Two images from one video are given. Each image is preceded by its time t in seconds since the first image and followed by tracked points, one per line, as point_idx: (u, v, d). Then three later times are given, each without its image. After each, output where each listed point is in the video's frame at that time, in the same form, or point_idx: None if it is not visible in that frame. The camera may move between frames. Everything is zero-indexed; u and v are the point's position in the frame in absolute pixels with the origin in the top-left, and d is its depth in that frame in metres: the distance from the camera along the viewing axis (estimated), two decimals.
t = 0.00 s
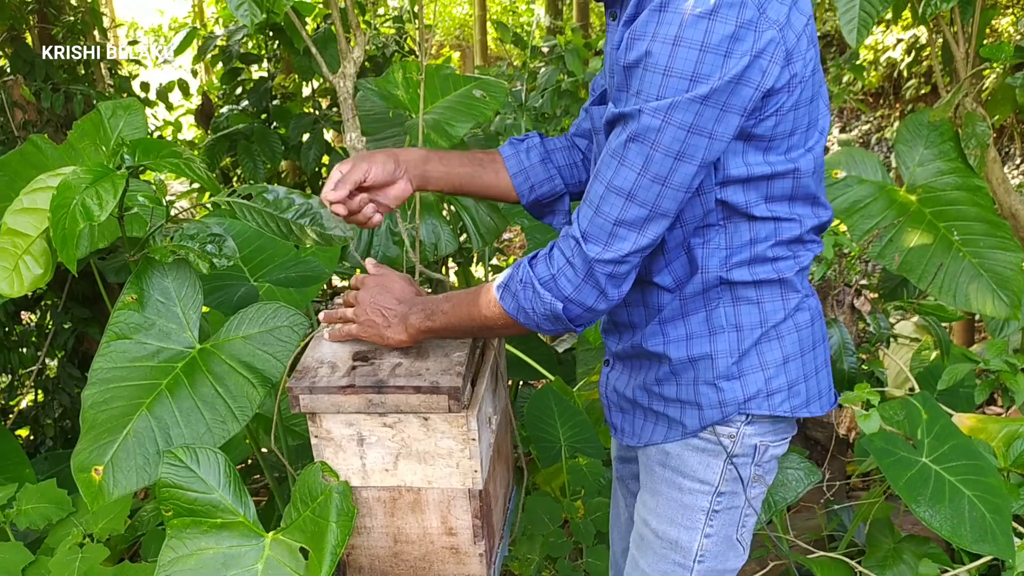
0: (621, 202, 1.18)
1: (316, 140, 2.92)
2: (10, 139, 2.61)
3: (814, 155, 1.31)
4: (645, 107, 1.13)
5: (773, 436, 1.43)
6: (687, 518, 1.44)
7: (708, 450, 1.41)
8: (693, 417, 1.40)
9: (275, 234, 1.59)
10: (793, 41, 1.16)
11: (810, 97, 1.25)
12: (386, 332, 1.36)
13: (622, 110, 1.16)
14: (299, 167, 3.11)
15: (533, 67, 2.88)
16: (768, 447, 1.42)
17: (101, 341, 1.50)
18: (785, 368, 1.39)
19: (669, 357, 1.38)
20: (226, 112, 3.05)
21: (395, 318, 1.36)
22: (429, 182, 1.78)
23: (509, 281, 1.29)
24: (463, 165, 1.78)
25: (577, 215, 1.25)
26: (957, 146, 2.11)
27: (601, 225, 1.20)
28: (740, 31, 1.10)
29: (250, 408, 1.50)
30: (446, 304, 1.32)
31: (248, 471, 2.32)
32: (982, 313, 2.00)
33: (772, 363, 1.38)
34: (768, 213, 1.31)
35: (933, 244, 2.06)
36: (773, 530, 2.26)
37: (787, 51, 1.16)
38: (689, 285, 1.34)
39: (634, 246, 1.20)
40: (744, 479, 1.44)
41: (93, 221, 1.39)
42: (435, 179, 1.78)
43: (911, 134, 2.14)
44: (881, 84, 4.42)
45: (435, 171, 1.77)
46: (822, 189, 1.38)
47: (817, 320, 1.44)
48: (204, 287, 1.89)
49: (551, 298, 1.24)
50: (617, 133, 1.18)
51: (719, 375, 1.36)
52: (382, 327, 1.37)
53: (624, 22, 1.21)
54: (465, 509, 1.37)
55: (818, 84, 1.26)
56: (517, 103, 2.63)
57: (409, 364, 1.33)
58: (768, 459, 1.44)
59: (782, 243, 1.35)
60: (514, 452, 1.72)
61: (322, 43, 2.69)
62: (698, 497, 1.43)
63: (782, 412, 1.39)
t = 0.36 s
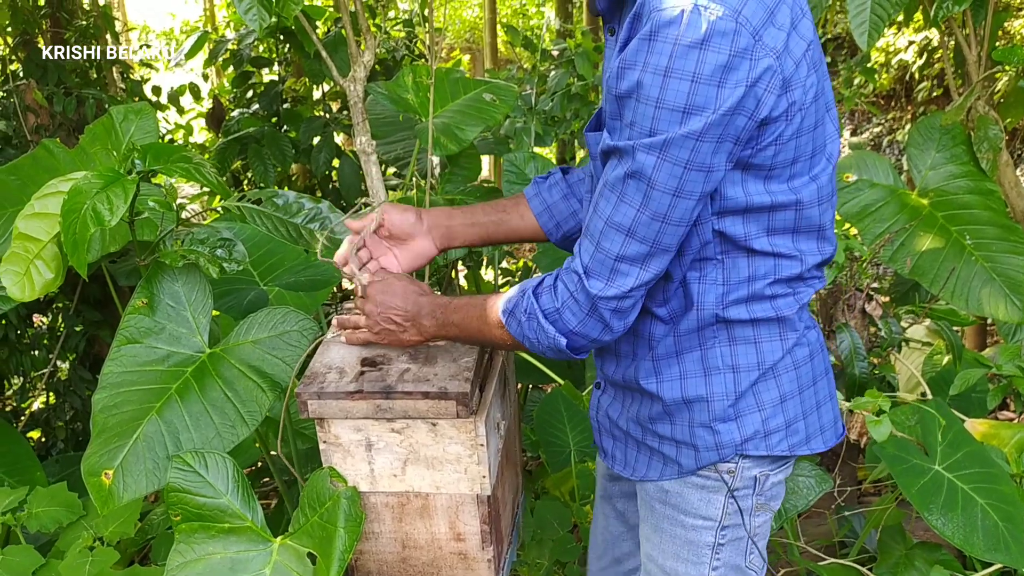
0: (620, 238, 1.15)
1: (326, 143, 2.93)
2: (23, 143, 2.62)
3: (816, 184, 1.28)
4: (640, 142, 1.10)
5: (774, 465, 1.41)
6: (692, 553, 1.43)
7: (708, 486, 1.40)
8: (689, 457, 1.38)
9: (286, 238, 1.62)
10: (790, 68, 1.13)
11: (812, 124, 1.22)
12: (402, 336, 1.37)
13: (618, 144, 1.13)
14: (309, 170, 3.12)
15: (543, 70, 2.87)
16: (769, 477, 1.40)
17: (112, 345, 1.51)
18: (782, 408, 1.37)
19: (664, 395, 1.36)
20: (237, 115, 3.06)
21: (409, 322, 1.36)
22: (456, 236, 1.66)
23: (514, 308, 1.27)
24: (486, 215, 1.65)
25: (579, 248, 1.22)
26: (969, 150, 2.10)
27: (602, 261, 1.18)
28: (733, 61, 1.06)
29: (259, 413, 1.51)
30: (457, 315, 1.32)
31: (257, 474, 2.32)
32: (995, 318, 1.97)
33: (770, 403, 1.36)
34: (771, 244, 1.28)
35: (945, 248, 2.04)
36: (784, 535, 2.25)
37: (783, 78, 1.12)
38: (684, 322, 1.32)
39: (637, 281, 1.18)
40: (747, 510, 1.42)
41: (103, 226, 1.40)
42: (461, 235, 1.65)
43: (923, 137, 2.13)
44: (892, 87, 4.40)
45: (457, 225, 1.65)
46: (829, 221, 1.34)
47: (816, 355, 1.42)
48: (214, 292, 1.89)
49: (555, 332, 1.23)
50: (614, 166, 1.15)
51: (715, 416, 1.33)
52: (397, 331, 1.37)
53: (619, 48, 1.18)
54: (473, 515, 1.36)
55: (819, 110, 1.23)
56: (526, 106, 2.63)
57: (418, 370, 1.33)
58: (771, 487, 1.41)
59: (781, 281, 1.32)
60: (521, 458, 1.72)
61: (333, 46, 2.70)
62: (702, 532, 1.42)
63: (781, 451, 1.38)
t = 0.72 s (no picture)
0: (616, 258, 1.15)
1: (331, 146, 2.93)
2: (28, 145, 2.63)
3: (803, 191, 1.28)
4: (630, 161, 1.09)
5: (768, 479, 1.40)
6: (687, 568, 1.43)
7: (703, 500, 1.39)
8: (684, 475, 1.37)
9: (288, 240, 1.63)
10: (776, 79, 1.12)
11: (798, 133, 1.21)
12: (401, 329, 1.37)
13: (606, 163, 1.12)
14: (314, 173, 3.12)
15: (548, 73, 2.86)
16: (764, 491, 1.39)
17: (114, 347, 1.52)
18: (778, 423, 1.37)
19: (659, 414, 1.35)
20: (242, 118, 3.07)
21: (409, 316, 1.35)
22: (441, 239, 1.66)
23: (514, 319, 1.26)
24: (473, 217, 1.66)
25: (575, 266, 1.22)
26: (976, 153, 2.09)
27: (598, 280, 1.17)
28: (718, 75, 1.05)
29: (261, 415, 1.50)
30: (456, 315, 1.31)
31: (261, 477, 2.32)
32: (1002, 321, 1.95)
33: (765, 418, 1.36)
34: (764, 257, 1.27)
35: (951, 251, 2.03)
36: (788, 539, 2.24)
37: (771, 90, 1.11)
38: (678, 339, 1.30)
39: (634, 299, 1.17)
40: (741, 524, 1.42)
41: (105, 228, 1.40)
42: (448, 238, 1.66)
43: (929, 140, 2.12)
44: (900, 89, 4.37)
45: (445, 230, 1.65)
46: (819, 228, 1.34)
47: (810, 366, 1.42)
48: (216, 294, 1.90)
49: (555, 348, 1.23)
50: (605, 185, 1.14)
51: (711, 435, 1.33)
52: (396, 324, 1.37)
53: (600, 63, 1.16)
54: (475, 518, 1.36)
55: (806, 117, 1.22)
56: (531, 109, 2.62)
57: (419, 372, 1.32)
58: (765, 501, 1.41)
59: (775, 294, 1.32)
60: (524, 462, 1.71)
61: (337, 49, 2.70)
62: (696, 547, 1.42)
63: (777, 465, 1.38)
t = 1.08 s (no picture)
0: (640, 249, 1.15)
1: (335, 148, 2.93)
2: (33, 147, 2.64)
3: (798, 174, 1.31)
4: (657, 152, 1.09)
5: (765, 458, 1.41)
6: (692, 551, 1.42)
7: (706, 482, 1.39)
8: (691, 459, 1.36)
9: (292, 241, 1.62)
10: (788, 68, 1.14)
11: (798, 117, 1.24)
12: (401, 331, 1.35)
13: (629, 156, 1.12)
14: (318, 174, 3.13)
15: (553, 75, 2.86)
16: (762, 469, 1.41)
17: (117, 349, 1.52)
18: (775, 402, 1.38)
19: (666, 402, 1.34)
20: (247, 120, 3.07)
21: (408, 318, 1.34)
22: (424, 234, 1.65)
23: (529, 316, 1.25)
24: (455, 213, 1.65)
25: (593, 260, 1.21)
26: (980, 156, 2.09)
27: (621, 272, 1.17)
28: (743, 66, 1.07)
29: (264, 417, 1.50)
30: (461, 314, 1.30)
31: (264, 478, 2.32)
32: (1007, 324, 1.94)
33: (765, 399, 1.36)
34: (763, 242, 1.28)
35: (956, 253, 2.01)
36: (792, 542, 2.24)
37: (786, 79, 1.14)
38: (684, 327, 1.29)
39: (657, 288, 1.18)
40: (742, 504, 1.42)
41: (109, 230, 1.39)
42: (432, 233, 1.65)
43: (935, 142, 2.12)
44: (905, 91, 4.36)
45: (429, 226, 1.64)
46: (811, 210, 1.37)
47: (801, 346, 1.44)
48: (220, 296, 1.92)
49: (574, 341, 1.23)
50: (626, 178, 1.13)
51: (717, 418, 1.33)
52: (395, 328, 1.35)
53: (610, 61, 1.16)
54: (478, 520, 1.35)
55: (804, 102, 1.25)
56: (535, 111, 2.62)
57: (422, 374, 1.32)
58: (761, 481, 1.42)
59: (775, 278, 1.33)
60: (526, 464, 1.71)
61: (341, 51, 2.71)
62: (702, 529, 1.41)
63: (777, 443, 1.39)
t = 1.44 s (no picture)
0: (715, 248, 1.12)
1: (345, 150, 2.94)
2: (45, 149, 2.66)
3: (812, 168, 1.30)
4: (719, 151, 1.08)
5: (775, 452, 1.42)
6: (704, 542, 1.40)
7: (718, 473, 1.38)
8: (706, 450, 1.36)
9: (303, 242, 1.63)
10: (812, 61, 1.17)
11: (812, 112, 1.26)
12: (454, 344, 1.23)
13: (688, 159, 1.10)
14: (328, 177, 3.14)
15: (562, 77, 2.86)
16: (772, 463, 1.41)
17: (130, 349, 1.53)
18: (786, 395, 1.38)
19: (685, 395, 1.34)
20: (257, 122, 3.08)
21: (462, 329, 1.23)
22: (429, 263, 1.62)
23: (610, 328, 1.18)
24: (463, 243, 1.63)
25: (666, 270, 1.16)
26: (991, 157, 2.08)
27: (702, 275, 1.13)
28: (782, 60, 1.08)
29: (276, 417, 1.51)
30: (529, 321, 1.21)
31: (274, 479, 2.33)
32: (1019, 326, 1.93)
33: (777, 393, 1.37)
34: (780, 237, 1.28)
35: (967, 256, 2.00)
36: (803, 545, 2.23)
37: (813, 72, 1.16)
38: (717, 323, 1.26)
39: (737, 287, 1.14)
40: (751, 497, 1.42)
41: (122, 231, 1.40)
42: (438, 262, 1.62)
43: (945, 144, 2.11)
44: (915, 94, 4.36)
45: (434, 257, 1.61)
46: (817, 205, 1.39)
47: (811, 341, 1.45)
48: (232, 297, 1.93)
49: (664, 351, 1.16)
50: (687, 183, 1.12)
51: (734, 410, 1.33)
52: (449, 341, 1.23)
53: (641, 67, 1.17)
54: (489, 521, 1.36)
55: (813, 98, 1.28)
56: (545, 113, 2.62)
57: (434, 374, 1.32)
58: (771, 475, 1.43)
59: (793, 272, 1.34)
60: (535, 465, 1.71)
61: (351, 54, 2.72)
62: (713, 520, 1.40)
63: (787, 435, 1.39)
